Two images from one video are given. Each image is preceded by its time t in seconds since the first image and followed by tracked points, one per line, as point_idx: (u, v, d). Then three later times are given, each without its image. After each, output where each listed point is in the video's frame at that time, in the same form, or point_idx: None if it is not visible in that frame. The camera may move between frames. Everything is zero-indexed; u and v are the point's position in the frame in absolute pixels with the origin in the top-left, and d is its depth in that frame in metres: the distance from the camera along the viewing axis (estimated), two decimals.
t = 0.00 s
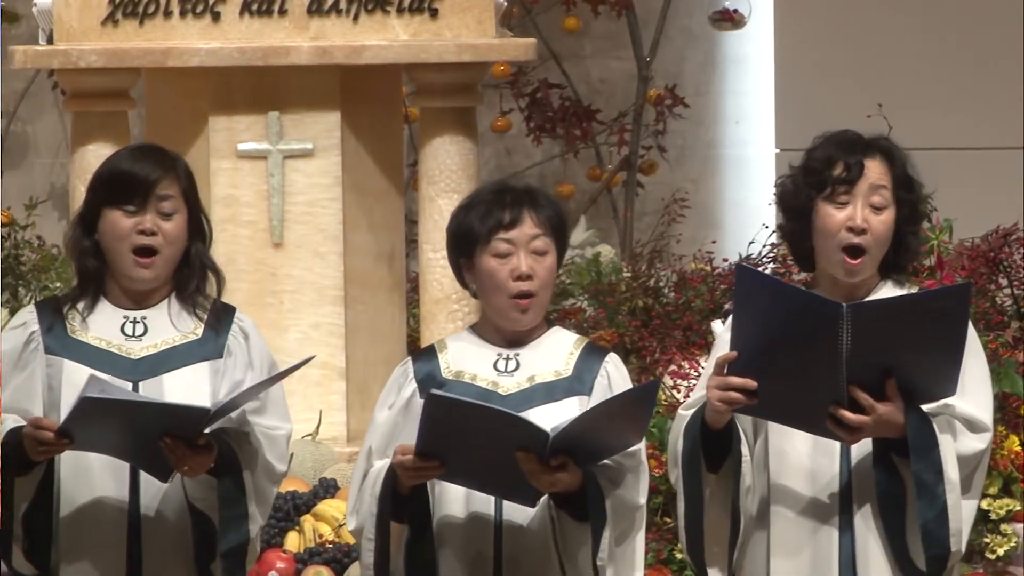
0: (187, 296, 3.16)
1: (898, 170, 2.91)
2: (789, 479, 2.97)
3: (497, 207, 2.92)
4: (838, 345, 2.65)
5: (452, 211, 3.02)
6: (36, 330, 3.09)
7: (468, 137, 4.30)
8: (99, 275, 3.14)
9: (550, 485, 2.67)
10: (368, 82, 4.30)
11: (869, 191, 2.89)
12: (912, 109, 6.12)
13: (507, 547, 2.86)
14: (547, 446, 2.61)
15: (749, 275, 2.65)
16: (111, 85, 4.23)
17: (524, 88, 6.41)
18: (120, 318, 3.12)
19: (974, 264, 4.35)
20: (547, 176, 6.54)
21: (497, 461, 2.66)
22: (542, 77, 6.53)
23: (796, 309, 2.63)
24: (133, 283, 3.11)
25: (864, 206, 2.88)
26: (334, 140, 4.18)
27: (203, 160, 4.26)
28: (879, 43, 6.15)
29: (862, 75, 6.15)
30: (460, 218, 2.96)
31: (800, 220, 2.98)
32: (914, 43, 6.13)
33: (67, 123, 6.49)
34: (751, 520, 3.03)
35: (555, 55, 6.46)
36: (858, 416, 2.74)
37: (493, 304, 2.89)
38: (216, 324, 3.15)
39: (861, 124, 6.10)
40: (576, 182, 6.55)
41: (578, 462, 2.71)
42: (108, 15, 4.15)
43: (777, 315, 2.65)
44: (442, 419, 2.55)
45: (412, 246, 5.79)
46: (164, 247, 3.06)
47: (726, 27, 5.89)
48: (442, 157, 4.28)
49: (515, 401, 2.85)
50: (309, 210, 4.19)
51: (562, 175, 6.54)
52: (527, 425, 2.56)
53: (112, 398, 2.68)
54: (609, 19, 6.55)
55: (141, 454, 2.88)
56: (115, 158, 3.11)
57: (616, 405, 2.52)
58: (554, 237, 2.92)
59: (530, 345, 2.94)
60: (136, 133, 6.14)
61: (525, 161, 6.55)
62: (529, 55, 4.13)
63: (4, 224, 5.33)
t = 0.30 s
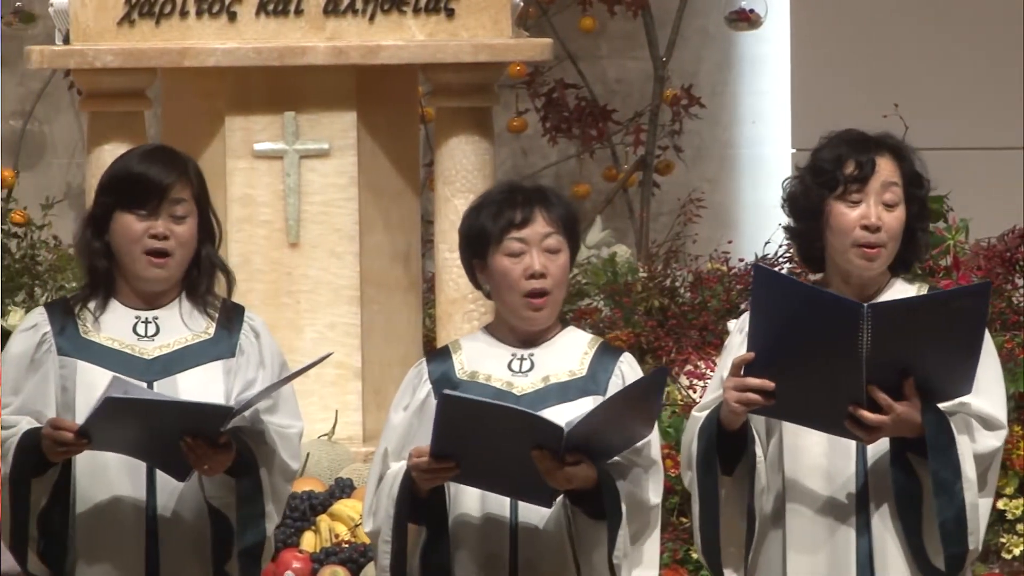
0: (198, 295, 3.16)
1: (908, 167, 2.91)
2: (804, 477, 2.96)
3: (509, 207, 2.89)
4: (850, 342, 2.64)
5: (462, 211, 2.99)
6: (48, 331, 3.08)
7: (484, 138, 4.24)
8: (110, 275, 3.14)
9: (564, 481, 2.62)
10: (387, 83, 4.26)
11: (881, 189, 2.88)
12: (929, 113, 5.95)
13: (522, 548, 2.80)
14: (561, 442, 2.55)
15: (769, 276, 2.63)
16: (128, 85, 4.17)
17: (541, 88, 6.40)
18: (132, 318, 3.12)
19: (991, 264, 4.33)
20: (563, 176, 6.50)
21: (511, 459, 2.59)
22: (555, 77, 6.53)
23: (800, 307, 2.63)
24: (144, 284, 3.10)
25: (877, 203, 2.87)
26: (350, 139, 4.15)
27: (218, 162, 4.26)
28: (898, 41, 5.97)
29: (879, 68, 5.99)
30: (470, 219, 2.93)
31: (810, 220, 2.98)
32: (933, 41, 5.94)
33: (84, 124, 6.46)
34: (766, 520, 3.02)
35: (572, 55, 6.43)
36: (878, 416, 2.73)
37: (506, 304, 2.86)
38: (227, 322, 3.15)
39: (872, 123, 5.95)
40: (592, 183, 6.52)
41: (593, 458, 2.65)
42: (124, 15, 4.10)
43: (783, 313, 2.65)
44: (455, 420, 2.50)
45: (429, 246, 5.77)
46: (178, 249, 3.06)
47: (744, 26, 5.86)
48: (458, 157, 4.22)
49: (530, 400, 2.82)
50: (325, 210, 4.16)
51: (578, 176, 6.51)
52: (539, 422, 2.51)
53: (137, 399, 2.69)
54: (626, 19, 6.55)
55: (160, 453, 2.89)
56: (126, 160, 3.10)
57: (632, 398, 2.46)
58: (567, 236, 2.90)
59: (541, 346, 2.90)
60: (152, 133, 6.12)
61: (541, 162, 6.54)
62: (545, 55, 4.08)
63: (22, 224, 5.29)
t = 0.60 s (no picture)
0: (206, 293, 3.15)
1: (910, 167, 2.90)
2: (813, 479, 2.96)
3: (516, 207, 2.77)
4: (860, 344, 2.64)
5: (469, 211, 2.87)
6: (57, 333, 3.05)
7: (495, 137, 4.23)
8: (119, 275, 3.11)
9: (575, 485, 2.53)
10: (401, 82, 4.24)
11: (884, 189, 2.87)
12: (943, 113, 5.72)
13: (532, 549, 2.73)
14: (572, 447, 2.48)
15: (776, 279, 2.63)
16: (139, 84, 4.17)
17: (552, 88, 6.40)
18: (142, 319, 3.09)
19: (1002, 264, 4.32)
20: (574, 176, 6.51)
21: (522, 462, 2.53)
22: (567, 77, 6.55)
23: (804, 309, 2.63)
24: (153, 281, 3.08)
25: (880, 204, 2.87)
26: (362, 139, 4.15)
27: (229, 161, 4.21)
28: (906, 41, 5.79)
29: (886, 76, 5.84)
30: (477, 221, 2.82)
31: (811, 221, 2.97)
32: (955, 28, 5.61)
33: (95, 123, 6.46)
34: (774, 527, 3.02)
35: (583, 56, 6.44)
36: (887, 417, 2.73)
37: (514, 304, 2.75)
38: (236, 321, 3.13)
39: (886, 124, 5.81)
40: (603, 183, 6.52)
41: (604, 463, 2.57)
42: (135, 15, 4.10)
43: (788, 315, 2.64)
44: (467, 425, 2.44)
45: (439, 246, 5.77)
46: (186, 244, 3.05)
47: (755, 26, 5.83)
48: (469, 157, 4.21)
49: (539, 402, 2.72)
50: (336, 211, 4.15)
51: (589, 175, 6.51)
52: (553, 427, 2.44)
53: (153, 402, 2.68)
54: (637, 19, 6.54)
55: (172, 456, 2.88)
56: (131, 158, 3.09)
57: (646, 405, 2.41)
58: (576, 236, 2.79)
59: (549, 346, 2.79)
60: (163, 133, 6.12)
61: (552, 161, 6.53)
62: (556, 55, 4.07)
63: (35, 223, 5.28)
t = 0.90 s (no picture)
0: (219, 293, 3.12)
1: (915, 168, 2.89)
2: (823, 481, 2.95)
3: (525, 208, 2.75)
4: (867, 344, 2.64)
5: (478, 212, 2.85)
6: (70, 334, 3.03)
7: (508, 137, 4.23)
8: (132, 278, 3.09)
9: (588, 489, 2.51)
10: (415, 82, 4.25)
11: (889, 192, 2.86)
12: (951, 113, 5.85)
13: (544, 551, 2.70)
14: (586, 450, 2.45)
15: (781, 281, 2.64)
16: (153, 85, 4.15)
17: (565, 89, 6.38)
18: (154, 318, 3.07)
19: (1015, 265, 4.32)
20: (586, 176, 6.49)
21: (535, 467, 2.50)
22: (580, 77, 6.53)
23: (808, 315, 2.64)
24: (165, 282, 3.06)
25: (886, 207, 2.85)
26: (374, 139, 4.13)
27: (241, 159, 4.24)
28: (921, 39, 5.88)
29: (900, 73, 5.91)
30: (487, 222, 2.79)
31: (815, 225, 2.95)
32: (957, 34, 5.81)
33: (107, 124, 6.46)
34: (783, 533, 3.01)
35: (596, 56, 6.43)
36: (896, 418, 2.71)
37: (524, 307, 2.72)
38: (249, 322, 3.10)
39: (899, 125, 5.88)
40: (616, 184, 6.50)
41: (617, 465, 2.54)
42: (148, 15, 4.09)
43: (795, 321, 2.66)
44: (483, 429, 2.41)
45: (451, 245, 5.76)
46: (198, 246, 3.03)
47: (767, 25, 5.83)
48: (482, 157, 4.21)
49: (549, 404, 2.70)
50: (349, 211, 4.14)
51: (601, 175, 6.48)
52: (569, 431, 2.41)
53: (166, 404, 2.68)
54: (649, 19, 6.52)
55: (182, 457, 2.88)
56: (141, 160, 3.07)
57: (659, 410, 2.39)
58: (585, 238, 2.77)
59: (562, 346, 2.77)
60: (175, 133, 6.12)
61: (564, 161, 6.50)
62: (568, 55, 4.07)
63: (47, 223, 5.30)
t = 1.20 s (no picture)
0: (233, 292, 3.10)
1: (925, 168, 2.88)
2: (836, 481, 2.94)
3: (539, 208, 2.74)
4: (880, 345, 2.64)
5: (491, 213, 2.84)
6: (85, 333, 3.02)
7: (522, 137, 4.23)
8: (146, 278, 3.07)
9: (606, 488, 2.51)
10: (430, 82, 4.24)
11: (899, 193, 2.85)
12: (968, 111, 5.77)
13: (561, 552, 2.70)
14: (604, 448, 2.45)
15: (793, 284, 2.64)
16: (168, 85, 4.15)
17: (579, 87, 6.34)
18: (168, 319, 3.06)
19: None
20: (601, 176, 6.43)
21: (551, 466, 2.50)
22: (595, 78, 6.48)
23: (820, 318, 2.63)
24: (180, 282, 3.04)
25: (896, 208, 2.85)
26: (388, 139, 4.14)
27: (256, 159, 4.21)
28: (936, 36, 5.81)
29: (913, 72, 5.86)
30: (500, 223, 2.79)
31: (824, 225, 2.93)
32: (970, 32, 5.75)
33: (123, 124, 6.38)
34: (796, 536, 3.00)
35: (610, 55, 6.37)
36: (910, 419, 2.71)
37: (539, 307, 2.72)
38: (263, 321, 3.09)
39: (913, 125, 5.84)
40: (630, 183, 6.46)
41: (633, 465, 2.55)
42: (162, 15, 4.09)
43: (807, 325, 2.65)
44: (499, 430, 2.41)
45: (466, 245, 5.74)
46: (211, 242, 3.01)
47: (781, 25, 5.82)
48: (496, 157, 4.21)
49: (564, 403, 2.70)
50: (363, 210, 4.15)
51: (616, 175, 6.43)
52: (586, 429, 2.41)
53: (180, 407, 2.69)
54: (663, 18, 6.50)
55: (197, 457, 2.87)
56: (152, 159, 3.05)
57: (674, 408, 2.39)
58: (599, 238, 2.77)
59: (577, 346, 2.77)
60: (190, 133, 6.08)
61: (578, 161, 6.47)
62: (583, 54, 4.07)
63: (62, 223, 5.32)
